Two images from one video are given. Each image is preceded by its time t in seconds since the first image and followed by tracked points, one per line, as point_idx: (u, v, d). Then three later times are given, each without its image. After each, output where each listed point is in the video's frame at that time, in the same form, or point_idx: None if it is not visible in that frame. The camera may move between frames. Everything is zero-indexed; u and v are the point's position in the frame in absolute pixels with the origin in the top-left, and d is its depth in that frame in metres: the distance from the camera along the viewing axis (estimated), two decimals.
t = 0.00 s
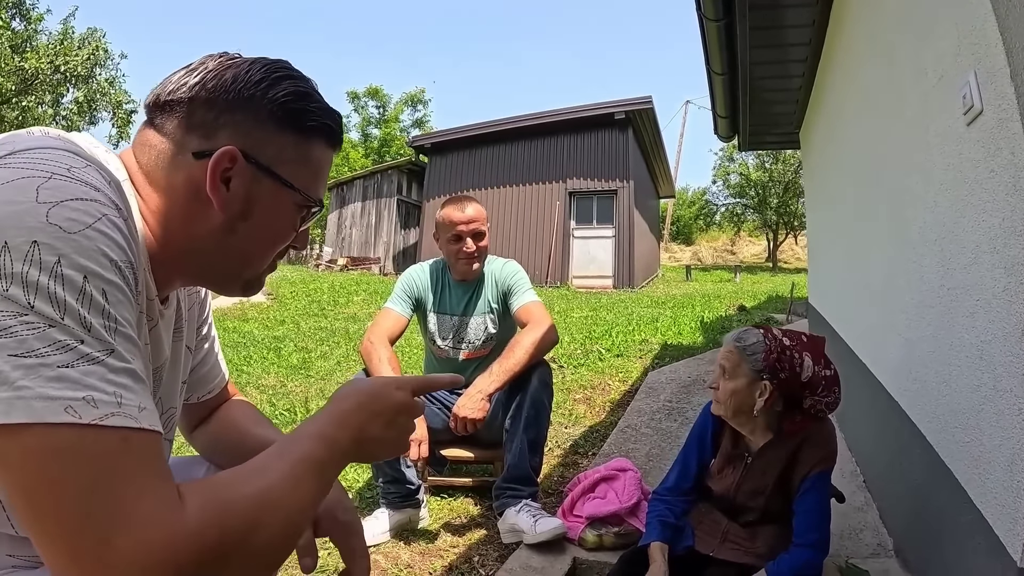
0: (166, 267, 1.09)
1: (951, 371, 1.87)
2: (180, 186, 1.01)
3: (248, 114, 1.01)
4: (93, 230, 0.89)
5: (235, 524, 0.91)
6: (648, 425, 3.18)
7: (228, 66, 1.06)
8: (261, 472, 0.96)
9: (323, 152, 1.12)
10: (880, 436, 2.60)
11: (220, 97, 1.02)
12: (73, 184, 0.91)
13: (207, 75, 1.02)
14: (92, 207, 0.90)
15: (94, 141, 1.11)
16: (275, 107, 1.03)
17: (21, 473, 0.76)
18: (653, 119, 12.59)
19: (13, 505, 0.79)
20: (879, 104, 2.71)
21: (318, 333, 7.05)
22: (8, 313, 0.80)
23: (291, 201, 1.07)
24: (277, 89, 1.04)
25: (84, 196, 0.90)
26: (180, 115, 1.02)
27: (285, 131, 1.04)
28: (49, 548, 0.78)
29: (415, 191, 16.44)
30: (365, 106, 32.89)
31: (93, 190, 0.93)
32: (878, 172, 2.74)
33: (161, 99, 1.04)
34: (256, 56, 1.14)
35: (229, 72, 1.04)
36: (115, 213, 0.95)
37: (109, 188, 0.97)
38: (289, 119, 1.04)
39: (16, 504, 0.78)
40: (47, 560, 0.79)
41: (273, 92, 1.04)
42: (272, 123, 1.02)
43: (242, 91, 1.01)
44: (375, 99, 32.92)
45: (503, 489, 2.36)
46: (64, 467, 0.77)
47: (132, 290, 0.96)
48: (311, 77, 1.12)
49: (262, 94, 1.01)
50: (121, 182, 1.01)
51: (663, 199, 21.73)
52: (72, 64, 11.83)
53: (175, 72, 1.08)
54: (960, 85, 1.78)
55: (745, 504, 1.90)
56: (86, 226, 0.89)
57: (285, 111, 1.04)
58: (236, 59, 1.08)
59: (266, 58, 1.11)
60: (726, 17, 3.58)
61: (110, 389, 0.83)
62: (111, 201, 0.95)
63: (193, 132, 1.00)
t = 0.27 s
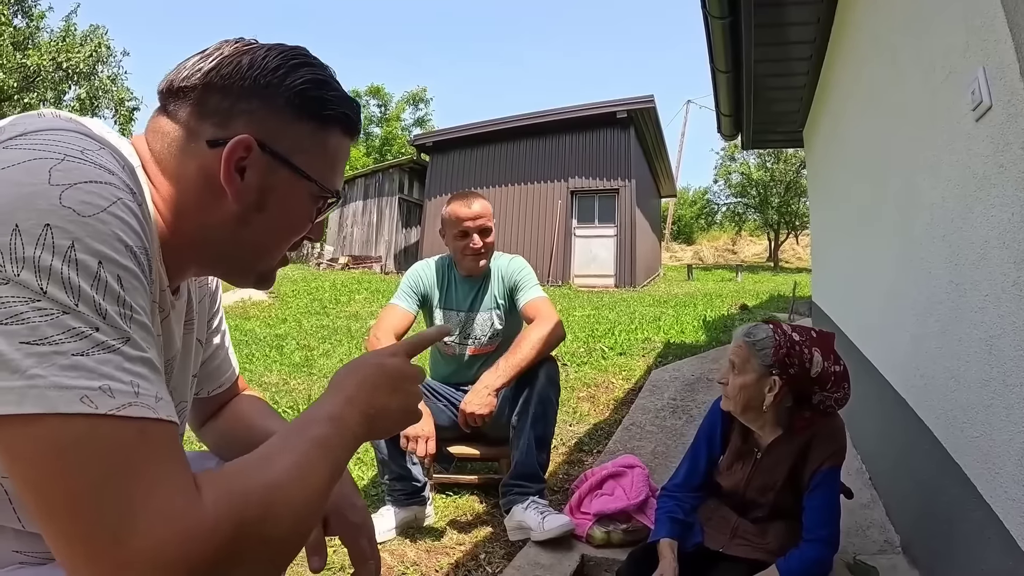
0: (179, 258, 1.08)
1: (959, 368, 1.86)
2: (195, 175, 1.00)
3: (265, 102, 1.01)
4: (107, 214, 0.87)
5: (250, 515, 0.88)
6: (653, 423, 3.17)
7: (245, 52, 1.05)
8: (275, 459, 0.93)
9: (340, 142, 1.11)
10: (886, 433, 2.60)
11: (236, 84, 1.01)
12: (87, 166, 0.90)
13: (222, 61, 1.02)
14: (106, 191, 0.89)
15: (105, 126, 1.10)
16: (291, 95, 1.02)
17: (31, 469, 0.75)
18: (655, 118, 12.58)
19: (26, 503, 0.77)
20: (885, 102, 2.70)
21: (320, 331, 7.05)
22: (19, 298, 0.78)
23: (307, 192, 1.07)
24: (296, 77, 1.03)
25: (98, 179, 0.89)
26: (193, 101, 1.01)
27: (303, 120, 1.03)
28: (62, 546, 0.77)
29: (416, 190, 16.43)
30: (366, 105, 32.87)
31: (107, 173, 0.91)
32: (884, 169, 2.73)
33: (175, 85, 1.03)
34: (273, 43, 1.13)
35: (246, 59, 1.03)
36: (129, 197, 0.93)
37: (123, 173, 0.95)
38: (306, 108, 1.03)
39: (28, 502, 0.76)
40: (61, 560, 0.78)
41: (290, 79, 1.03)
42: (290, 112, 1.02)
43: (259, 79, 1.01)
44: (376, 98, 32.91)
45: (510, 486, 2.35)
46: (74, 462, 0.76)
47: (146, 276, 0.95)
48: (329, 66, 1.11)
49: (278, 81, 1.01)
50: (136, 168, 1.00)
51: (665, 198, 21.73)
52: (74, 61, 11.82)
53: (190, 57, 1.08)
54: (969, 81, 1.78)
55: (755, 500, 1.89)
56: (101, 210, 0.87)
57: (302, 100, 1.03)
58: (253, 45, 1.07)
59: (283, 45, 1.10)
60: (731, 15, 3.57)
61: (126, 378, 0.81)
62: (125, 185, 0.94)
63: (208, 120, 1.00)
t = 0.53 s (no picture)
0: (202, 263, 1.11)
1: (959, 369, 1.89)
2: (223, 182, 1.03)
3: (291, 112, 1.03)
4: (140, 224, 0.90)
5: (279, 519, 0.90)
6: (656, 423, 3.19)
7: (271, 63, 1.08)
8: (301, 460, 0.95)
9: (362, 152, 1.14)
10: (887, 434, 2.62)
11: (262, 95, 1.04)
12: (118, 176, 0.92)
13: (248, 71, 1.05)
14: (139, 202, 0.92)
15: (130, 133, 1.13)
16: (316, 105, 1.05)
17: (67, 477, 0.77)
18: (657, 118, 12.61)
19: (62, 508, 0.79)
20: (888, 106, 2.72)
21: (323, 331, 7.08)
22: (55, 308, 0.80)
23: (331, 202, 1.09)
24: (320, 89, 1.06)
25: (131, 189, 0.92)
26: (219, 110, 1.04)
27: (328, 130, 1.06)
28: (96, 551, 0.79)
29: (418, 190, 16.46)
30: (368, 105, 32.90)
31: (138, 183, 0.94)
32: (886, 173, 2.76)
33: (201, 95, 1.06)
34: (297, 54, 1.16)
35: (273, 71, 1.06)
36: (160, 207, 0.96)
37: (153, 183, 0.98)
38: (330, 118, 1.06)
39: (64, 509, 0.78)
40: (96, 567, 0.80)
41: (315, 91, 1.06)
42: (314, 122, 1.04)
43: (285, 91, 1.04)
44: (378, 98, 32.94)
45: (517, 486, 2.38)
46: (109, 470, 0.77)
47: (176, 284, 0.98)
48: (352, 78, 1.14)
49: (303, 92, 1.04)
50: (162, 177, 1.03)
51: (666, 199, 21.75)
52: (78, 61, 11.85)
53: (216, 67, 1.11)
54: (970, 88, 1.80)
55: (760, 500, 1.92)
56: (134, 220, 0.90)
57: (327, 111, 1.06)
58: (279, 57, 1.10)
59: (308, 58, 1.13)
60: (734, 18, 3.59)
61: (161, 387, 0.84)
62: (155, 195, 0.96)
63: (234, 129, 1.03)
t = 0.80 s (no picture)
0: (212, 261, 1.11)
1: (960, 368, 1.90)
2: (233, 181, 1.04)
3: (301, 110, 1.05)
4: (160, 218, 0.91)
5: (291, 516, 0.92)
6: (657, 422, 3.20)
7: (279, 61, 1.09)
8: (310, 466, 1.01)
9: (370, 148, 1.15)
10: (888, 433, 2.63)
11: (272, 94, 1.05)
12: (136, 172, 0.93)
13: (257, 70, 1.06)
14: (158, 197, 0.92)
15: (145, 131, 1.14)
16: (326, 103, 1.06)
17: (90, 465, 0.76)
18: (658, 118, 12.61)
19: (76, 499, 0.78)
20: (890, 107, 2.73)
21: (325, 330, 7.09)
22: (76, 298, 0.81)
23: (341, 198, 1.11)
24: (330, 86, 1.08)
25: (149, 185, 0.92)
26: (230, 109, 1.05)
27: (338, 127, 1.07)
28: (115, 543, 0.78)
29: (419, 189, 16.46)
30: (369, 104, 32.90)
31: (156, 179, 0.95)
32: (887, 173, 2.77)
33: (211, 95, 1.08)
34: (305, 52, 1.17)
35: (281, 69, 1.07)
36: (178, 203, 0.97)
37: (170, 179, 0.99)
38: (340, 115, 1.07)
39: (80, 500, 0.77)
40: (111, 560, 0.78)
41: (325, 88, 1.07)
42: (324, 119, 1.06)
43: (295, 89, 1.05)
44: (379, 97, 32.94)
45: (520, 484, 2.39)
46: (133, 459, 0.77)
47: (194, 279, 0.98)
48: (360, 75, 1.15)
49: (312, 90, 1.05)
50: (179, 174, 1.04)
51: (667, 198, 21.75)
52: (80, 60, 11.86)
53: (225, 65, 1.13)
54: (971, 90, 1.81)
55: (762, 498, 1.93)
56: (154, 214, 0.90)
57: (337, 108, 1.07)
58: (286, 55, 1.12)
59: (316, 55, 1.14)
60: (736, 18, 3.60)
61: (181, 377, 0.85)
62: (173, 191, 0.97)
63: (245, 127, 1.04)
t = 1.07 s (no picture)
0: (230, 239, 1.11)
1: (967, 362, 1.90)
2: (249, 156, 1.04)
3: (316, 83, 1.04)
4: (181, 192, 0.90)
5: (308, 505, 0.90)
6: (662, 418, 3.20)
7: (291, 37, 1.09)
8: (331, 457, 0.99)
9: (385, 122, 1.15)
10: (894, 430, 2.63)
11: (286, 67, 1.04)
12: (156, 146, 0.93)
13: (270, 46, 1.06)
14: (179, 171, 0.91)
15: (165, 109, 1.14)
16: (342, 76, 1.06)
17: (110, 446, 0.74)
18: (660, 118, 12.61)
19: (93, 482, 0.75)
20: (895, 103, 2.72)
21: (327, 327, 7.09)
22: (94, 270, 0.80)
23: (358, 170, 1.12)
24: (344, 59, 1.08)
25: (171, 159, 0.92)
26: (245, 86, 1.05)
27: (352, 99, 1.07)
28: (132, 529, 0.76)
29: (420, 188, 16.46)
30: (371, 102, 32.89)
31: (178, 154, 0.94)
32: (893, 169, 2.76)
33: (224, 72, 1.08)
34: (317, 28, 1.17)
35: (294, 43, 1.07)
36: (198, 178, 0.95)
37: (191, 153, 0.98)
38: (355, 88, 1.07)
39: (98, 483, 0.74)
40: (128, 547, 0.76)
41: (339, 61, 1.07)
42: (338, 91, 1.06)
43: (309, 61, 1.05)
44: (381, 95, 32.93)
45: (527, 478, 2.38)
46: (154, 440, 0.75)
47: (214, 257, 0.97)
48: (372, 49, 1.14)
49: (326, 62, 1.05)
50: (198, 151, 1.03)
51: (669, 198, 21.75)
52: (83, 56, 11.84)
53: (236, 43, 1.12)
54: (980, 84, 1.81)
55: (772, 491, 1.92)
56: (174, 188, 0.89)
57: (351, 81, 1.07)
58: (297, 31, 1.11)
59: (327, 29, 1.14)
60: (741, 16, 3.60)
61: (201, 353, 0.83)
62: (193, 165, 0.96)
63: (259, 102, 1.04)
